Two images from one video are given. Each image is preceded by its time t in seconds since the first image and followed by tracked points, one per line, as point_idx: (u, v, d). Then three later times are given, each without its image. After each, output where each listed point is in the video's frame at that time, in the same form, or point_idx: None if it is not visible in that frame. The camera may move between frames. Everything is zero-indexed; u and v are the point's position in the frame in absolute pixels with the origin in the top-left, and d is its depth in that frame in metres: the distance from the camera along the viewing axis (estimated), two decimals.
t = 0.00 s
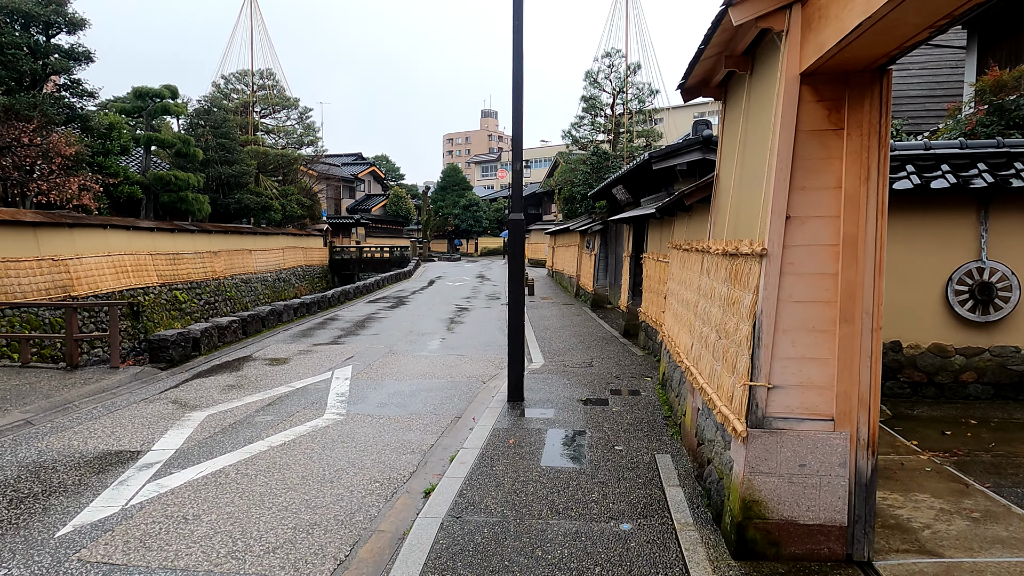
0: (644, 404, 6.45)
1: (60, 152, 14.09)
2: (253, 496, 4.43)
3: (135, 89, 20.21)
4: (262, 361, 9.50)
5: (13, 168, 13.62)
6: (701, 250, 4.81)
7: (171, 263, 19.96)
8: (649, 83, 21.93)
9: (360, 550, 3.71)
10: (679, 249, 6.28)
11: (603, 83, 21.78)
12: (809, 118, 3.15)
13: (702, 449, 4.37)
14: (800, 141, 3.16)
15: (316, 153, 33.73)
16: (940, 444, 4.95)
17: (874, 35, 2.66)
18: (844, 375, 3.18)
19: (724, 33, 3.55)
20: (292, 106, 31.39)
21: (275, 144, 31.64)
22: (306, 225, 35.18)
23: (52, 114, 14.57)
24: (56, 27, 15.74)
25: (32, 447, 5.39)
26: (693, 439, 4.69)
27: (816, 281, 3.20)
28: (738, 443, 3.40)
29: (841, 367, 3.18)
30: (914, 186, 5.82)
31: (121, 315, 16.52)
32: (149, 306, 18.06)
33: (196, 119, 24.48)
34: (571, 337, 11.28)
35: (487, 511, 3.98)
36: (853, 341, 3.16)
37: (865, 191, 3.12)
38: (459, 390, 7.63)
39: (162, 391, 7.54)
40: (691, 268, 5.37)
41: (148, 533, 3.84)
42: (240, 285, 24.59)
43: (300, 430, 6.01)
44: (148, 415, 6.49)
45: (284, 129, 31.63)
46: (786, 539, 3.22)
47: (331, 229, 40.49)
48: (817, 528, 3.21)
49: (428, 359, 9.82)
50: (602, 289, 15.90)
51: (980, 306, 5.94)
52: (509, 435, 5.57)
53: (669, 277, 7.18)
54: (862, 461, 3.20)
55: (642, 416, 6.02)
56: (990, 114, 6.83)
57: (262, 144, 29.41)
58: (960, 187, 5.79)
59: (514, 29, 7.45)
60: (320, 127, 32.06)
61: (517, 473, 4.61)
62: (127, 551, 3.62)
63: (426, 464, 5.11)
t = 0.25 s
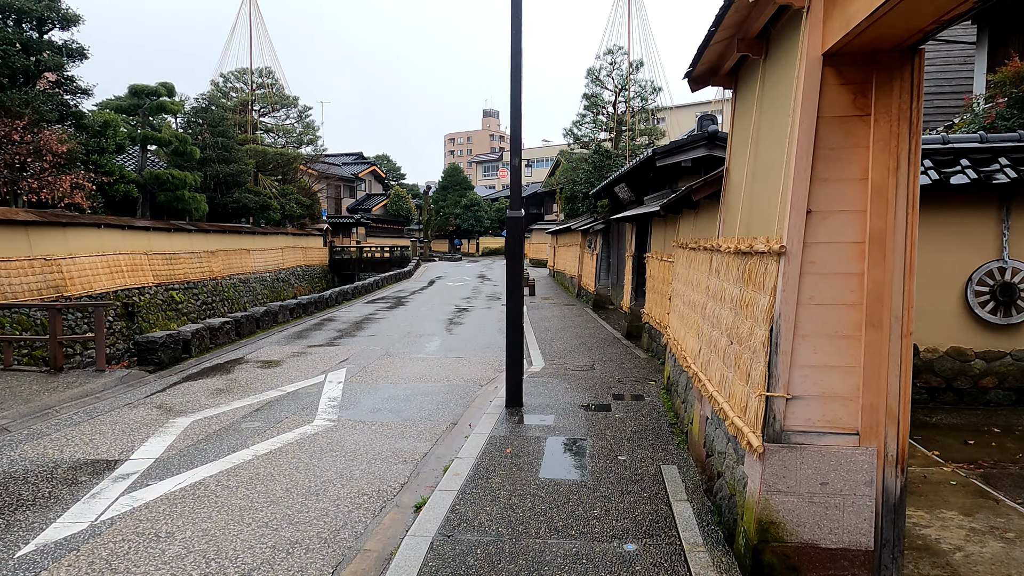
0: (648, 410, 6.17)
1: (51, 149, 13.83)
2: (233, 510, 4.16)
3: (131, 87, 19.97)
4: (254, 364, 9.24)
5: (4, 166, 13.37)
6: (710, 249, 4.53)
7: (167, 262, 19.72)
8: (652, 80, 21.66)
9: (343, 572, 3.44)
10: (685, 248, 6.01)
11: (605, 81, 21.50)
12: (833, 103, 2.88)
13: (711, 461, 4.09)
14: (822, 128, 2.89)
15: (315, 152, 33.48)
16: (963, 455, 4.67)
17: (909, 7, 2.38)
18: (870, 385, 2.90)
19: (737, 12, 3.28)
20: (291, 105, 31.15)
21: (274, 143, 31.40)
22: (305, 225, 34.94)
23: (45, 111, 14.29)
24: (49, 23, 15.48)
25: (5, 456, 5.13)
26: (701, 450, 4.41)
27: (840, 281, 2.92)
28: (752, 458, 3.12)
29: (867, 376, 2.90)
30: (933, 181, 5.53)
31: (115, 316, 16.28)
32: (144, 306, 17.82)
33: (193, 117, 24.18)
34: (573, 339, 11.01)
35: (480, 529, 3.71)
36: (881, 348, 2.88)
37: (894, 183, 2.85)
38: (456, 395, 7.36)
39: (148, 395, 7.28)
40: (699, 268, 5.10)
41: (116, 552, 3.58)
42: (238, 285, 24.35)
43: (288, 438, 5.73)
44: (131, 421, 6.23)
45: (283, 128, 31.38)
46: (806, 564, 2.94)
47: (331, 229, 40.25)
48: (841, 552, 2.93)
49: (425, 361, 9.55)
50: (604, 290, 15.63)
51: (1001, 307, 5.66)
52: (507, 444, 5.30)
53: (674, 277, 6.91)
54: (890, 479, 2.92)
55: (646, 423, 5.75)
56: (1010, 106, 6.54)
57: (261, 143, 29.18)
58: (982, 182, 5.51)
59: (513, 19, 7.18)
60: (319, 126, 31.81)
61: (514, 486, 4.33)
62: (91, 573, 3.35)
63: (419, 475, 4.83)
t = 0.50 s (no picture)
0: (650, 419, 5.92)
1: (41, 149, 13.61)
2: (209, 531, 3.90)
3: (127, 85, 19.74)
4: (244, 368, 9.00)
5: None
6: (717, 251, 4.27)
7: (163, 263, 19.48)
8: (653, 79, 21.41)
9: None
10: (689, 251, 5.75)
11: (606, 80, 21.28)
12: (854, 95, 2.63)
13: (718, 478, 3.83)
14: (842, 121, 2.64)
15: (314, 152, 33.26)
16: (982, 468, 4.42)
17: None
18: (896, 403, 2.64)
19: None
20: (289, 104, 30.94)
21: (272, 142, 31.19)
22: (304, 225, 34.72)
23: (37, 109, 13.93)
24: (42, 21, 15.25)
25: None
26: (708, 465, 4.15)
27: (861, 289, 2.66)
28: (765, 482, 2.86)
29: (893, 393, 2.64)
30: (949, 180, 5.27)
31: (109, 318, 16.05)
32: (139, 308, 17.58)
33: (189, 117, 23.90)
34: (573, 342, 10.76)
35: (471, 554, 3.45)
36: (907, 363, 2.62)
37: (923, 180, 2.59)
38: (451, 402, 7.12)
39: (132, 402, 7.04)
40: (704, 272, 4.85)
41: None
42: (235, 287, 24.12)
43: (273, 449, 5.48)
44: (111, 429, 5.99)
45: (281, 128, 31.16)
46: None
47: (330, 229, 40.01)
48: None
49: (420, 365, 9.30)
50: (605, 291, 15.38)
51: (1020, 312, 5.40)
52: (502, 456, 5.04)
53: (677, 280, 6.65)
54: (918, 506, 2.66)
55: (648, 433, 5.48)
56: None
57: (259, 142, 28.96)
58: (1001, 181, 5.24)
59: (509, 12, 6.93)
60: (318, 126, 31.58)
61: (508, 504, 4.07)
62: None
63: (409, 490, 4.58)
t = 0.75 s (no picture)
0: (654, 427, 5.65)
1: (32, 147, 13.35)
2: (183, 549, 3.64)
3: (122, 83, 19.51)
4: (235, 371, 8.75)
5: None
6: (727, 250, 4.01)
7: (158, 263, 19.23)
8: (655, 77, 21.15)
9: None
10: (695, 251, 5.48)
11: (607, 77, 21.03)
12: (885, 75, 2.36)
13: (728, 495, 3.56)
14: (871, 104, 2.38)
15: (313, 151, 33.01)
16: (1009, 481, 4.15)
17: None
18: (931, 418, 2.37)
19: None
20: (288, 103, 30.70)
21: (271, 141, 30.95)
22: (303, 225, 34.48)
23: (28, 107, 13.89)
24: (33, 17, 14.99)
25: None
26: (717, 479, 3.88)
27: (893, 291, 2.39)
28: (784, 503, 2.59)
29: (928, 408, 2.37)
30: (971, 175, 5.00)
31: (101, 319, 15.79)
32: (133, 308, 17.34)
33: (186, 115, 23.63)
34: (573, 345, 10.49)
35: None
36: (944, 374, 2.36)
37: (962, 170, 2.32)
38: (446, 407, 6.86)
39: (115, 407, 6.78)
40: (712, 272, 4.59)
41: None
42: (233, 287, 23.88)
43: (257, 459, 5.22)
44: (91, 437, 5.74)
45: (280, 127, 30.91)
46: None
47: (330, 229, 39.77)
48: None
49: (416, 368, 9.04)
50: (606, 292, 15.11)
51: None
52: (499, 467, 4.78)
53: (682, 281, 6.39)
54: (955, 533, 2.40)
55: (652, 442, 5.22)
56: None
57: (257, 141, 28.71)
58: None
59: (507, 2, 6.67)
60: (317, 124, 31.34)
61: (503, 521, 3.81)
62: None
63: (399, 504, 4.32)
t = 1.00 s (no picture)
0: (658, 435, 5.39)
1: (22, 145, 13.08)
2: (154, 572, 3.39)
3: (117, 81, 19.29)
4: (225, 375, 8.49)
5: None
6: (738, 250, 3.75)
7: (154, 263, 18.97)
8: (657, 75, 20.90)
9: None
10: (701, 252, 5.24)
11: (609, 75, 20.78)
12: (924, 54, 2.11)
13: (742, 514, 3.30)
14: (909, 86, 2.12)
15: (312, 151, 32.78)
16: None
17: None
18: (976, 438, 2.12)
19: None
20: (286, 102, 30.47)
21: (269, 141, 30.71)
22: (302, 225, 34.23)
23: (19, 105, 13.76)
24: (25, 14, 14.73)
25: None
26: (729, 496, 3.62)
27: (933, 296, 2.14)
28: (808, 531, 2.33)
29: (973, 428, 2.11)
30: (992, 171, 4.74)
31: (95, 321, 15.54)
32: (127, 310, 17.09)
33: (183, 114, 23.37)
34: (574, 347, 10.24)
35: None
36: (991, 390, 2.10)
37: (1012, 161, 2.06)
38: (442, 414, 6.60)
39: (98, 414, 6.52)
40: (721, 273, 4.33)
41: None
42: (230, 288, 23.63)
43: (242, 470, 4.96)
44: (69, 445, 5.48)
45: (278, 126, 30.68)
46: None
47: (329, 229, 39.53)
48: None
49: (412, 372, 8.78)
50: (608, 293, 14.86)
51: None
52: (495, 479, 4.52)
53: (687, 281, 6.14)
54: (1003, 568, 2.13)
55: (657, 452, 4.96)
56: None
57: (255, 141, 28.47)
58: None
59: None
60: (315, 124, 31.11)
61: (499, 542, 3.55)
62: None
63: (389, 521, 4.06)
